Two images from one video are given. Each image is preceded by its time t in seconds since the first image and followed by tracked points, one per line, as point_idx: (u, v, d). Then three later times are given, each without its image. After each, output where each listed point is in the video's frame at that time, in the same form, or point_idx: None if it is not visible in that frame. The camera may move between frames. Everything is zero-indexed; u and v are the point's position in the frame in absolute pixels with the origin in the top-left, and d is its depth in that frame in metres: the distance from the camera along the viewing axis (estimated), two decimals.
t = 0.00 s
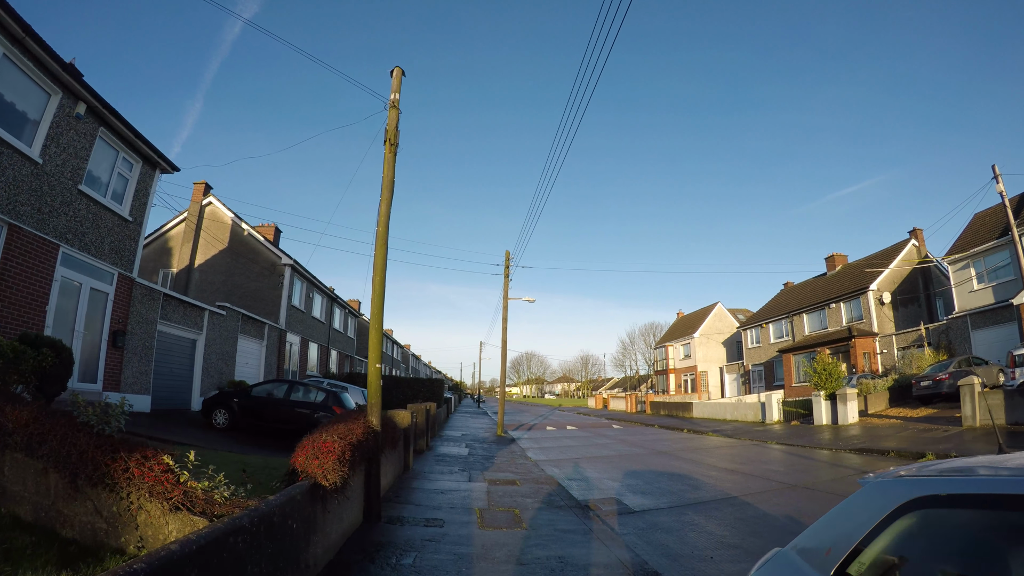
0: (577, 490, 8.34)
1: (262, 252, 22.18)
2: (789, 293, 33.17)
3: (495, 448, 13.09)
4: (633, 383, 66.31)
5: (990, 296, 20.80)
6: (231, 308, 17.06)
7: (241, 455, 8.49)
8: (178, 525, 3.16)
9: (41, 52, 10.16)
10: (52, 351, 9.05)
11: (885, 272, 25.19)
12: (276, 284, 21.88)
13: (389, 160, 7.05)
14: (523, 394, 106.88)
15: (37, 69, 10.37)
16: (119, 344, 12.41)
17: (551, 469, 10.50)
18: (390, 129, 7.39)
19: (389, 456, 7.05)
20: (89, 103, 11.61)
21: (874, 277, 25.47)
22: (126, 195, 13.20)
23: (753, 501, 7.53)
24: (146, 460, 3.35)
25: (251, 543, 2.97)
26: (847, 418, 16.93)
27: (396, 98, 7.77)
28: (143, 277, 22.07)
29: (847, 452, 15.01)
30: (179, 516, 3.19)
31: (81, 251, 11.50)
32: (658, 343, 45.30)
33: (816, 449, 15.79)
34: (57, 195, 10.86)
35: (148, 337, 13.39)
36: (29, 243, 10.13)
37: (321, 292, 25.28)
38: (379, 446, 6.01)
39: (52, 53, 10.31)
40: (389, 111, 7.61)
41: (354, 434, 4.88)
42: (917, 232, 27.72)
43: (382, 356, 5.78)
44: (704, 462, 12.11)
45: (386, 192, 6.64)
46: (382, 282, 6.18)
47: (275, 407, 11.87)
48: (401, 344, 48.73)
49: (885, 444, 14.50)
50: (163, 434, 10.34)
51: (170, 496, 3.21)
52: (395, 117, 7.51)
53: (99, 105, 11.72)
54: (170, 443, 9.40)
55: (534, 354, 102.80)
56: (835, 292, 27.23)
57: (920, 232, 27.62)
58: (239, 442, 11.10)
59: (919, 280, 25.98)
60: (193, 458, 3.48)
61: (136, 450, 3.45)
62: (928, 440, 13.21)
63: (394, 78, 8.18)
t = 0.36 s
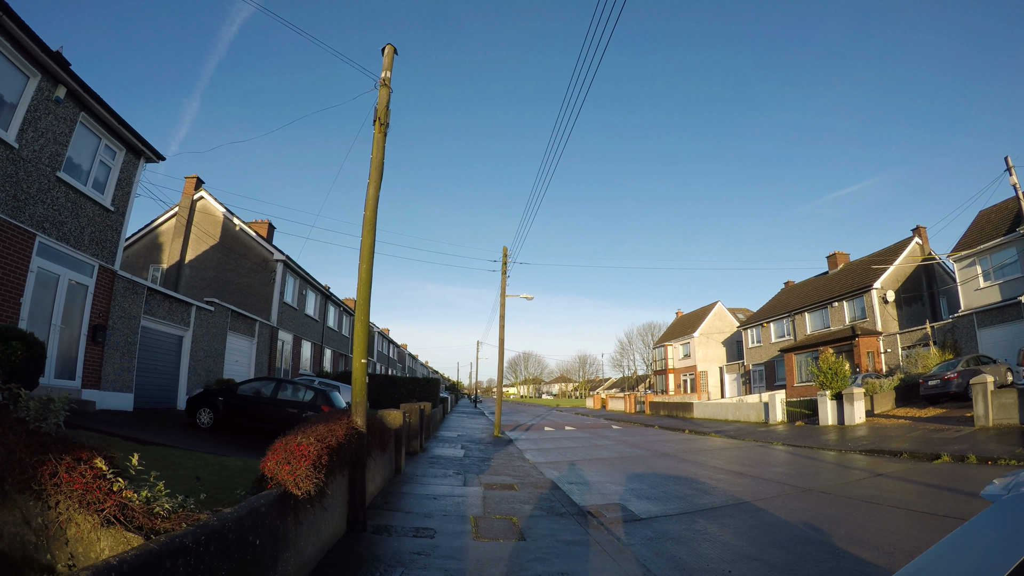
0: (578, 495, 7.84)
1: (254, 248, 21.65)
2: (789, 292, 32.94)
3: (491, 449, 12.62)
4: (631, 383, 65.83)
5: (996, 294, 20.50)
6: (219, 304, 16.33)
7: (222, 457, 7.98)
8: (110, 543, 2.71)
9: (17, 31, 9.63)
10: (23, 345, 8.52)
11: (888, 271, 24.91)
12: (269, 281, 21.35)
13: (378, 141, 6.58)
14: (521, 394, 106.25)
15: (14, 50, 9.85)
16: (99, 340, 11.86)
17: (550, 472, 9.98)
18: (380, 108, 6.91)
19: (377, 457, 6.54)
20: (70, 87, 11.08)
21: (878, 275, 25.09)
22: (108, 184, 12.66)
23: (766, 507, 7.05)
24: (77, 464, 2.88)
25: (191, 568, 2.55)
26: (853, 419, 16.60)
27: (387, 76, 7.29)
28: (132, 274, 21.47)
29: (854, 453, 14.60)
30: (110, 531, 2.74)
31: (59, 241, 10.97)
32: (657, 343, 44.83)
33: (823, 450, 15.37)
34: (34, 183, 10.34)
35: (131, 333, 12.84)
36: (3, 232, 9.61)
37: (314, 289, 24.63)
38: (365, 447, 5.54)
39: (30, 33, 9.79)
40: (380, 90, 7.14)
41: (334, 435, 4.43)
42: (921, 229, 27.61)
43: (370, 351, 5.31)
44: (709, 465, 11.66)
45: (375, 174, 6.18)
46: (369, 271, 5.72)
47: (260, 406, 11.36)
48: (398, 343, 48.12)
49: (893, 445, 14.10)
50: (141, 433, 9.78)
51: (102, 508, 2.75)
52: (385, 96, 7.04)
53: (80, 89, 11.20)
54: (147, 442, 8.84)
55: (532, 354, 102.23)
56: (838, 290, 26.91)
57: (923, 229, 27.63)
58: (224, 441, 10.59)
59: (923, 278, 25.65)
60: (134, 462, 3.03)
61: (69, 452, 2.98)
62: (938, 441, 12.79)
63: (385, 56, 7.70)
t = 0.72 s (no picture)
0: (569, 502, 7.41)
1: (239, 242, 20.61)
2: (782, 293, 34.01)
3: (478, 451, 12.14)
4: (621, 384, 65.57)
5: (992, 295, 21.13)
6: (199, 298, 15.22)
7: (189, 460, 7.41)
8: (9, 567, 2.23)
9: None
10: None
11: (884, 272, 26.19)
12: (252, 276, 20.19)
13: (359, 122, 6.13)
14: (511, 394, 105.96)
15: None
16: (70, 335, 11.14)
17: (540, 476, 9.56)
18: (363, 87, 6.44)
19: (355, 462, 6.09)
20: (42, 69, 10.49)
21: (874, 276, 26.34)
22: (82, 171, 12.03)
23: (770, 516, 6.72)
24: None
25: None
26: (851, 421, 16.74)
27: (370, 55, 6.82)
28: (113, 269, 20.72)
29: (853, 457, 14.65)
30: (12, 554, 2.25)
31: (28, 230, 10.36)
32: (648, 343, 44.65)
33: (819, 453, 15.55)
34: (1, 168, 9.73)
35: (106, 327, 12.04)
36: None
37: (300, 286, 23.63)
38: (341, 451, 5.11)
39: None
40: (363, 68, 6.68)
41: (302, 440, 4.01)
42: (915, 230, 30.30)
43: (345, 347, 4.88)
44: (706, 468, 11.42)
45: (355, 157, 5.73)
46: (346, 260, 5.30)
47: (241, 408, 10.78)
48: (387, 342, 47.52)
49: (892, 449, 13.93)
50: (110, 433, 8.97)
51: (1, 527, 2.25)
52: (368, 75, 6.58)
53: (54, 71, 10.61)
54: (113, 443, 8.10)
55: (521, 354, 101.72)
56: (832, 291, 28.02)
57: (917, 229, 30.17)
58: (200, 442, 9.98)
59: (918, 280, 27.25)
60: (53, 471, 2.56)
61: None
62: (939, 445, 12.58)
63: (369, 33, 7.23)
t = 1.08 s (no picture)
0: (569, 509, 6.91)
1: (227, 236, 19.24)
2: (780, 293, 34.23)
3: (473, 453, 11.64)
4: (618, 383, 65.07)
5: (997, 293, 20.87)
6: (185, 293, 14.32)
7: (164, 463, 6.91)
8: None
9: None
10: None
11: (886, 271, 26.14)
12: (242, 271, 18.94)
13: (342, 100, 5.66)
14: (507, 394, 105.46)
15: None
16: (46, 330, 10.31)
17: (537, 480, 9.07)
18: (347, 62, 5.94)
19: (338, 467, 5.60)
20: (17, 49, 9.89)
21: (876, 275, 26.24)
22: (60, 158, 11.45)
23: (787, 525, 6.32)
24: None
25: None
26: (857, 422, 16.62)
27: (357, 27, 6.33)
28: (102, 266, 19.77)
29: (860, 459, 14.29)
30: None
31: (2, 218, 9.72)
32: (645, 343, 44.20)
33: (824, 454, 15.34)
34: None
35: (84, 322, 11.16)
36: None
37: (291, 283, 22.41)
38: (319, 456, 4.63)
39: None
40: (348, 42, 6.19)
41: (268, 444, 3.55)
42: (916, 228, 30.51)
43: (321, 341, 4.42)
44: (710, 471, 11.02)
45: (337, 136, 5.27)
46: (325, 246, 4.86)
47: (224, 407, 10.27)
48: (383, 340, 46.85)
49: (900, 451, 13.59)
50: (84, 436, 8.29)
51: None
52: (354, 48, 6.08)
53: (29, 51, 10.03)
54: (85, 445, 7.46)
55: (517, 354, 101.13)
56: (833, 290, 27.96)
57: (920, 228, 30.51)
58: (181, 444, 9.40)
59: (920, 278, 27.11)
60: None
61: None
62: (950, 446, 12.24)
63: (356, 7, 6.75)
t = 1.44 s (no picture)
0: (575, 516, 6.45)
1: (222, 232, 18.71)
2: (785, 291, 33.91)
3: (473, 456, 11.16)
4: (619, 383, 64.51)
5: (1008, 290, 20.45)
6: (175, 290, 13.70)
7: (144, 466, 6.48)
8: None
9: None
10: None
11: (893, 268, 25.73)
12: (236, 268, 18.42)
13: (331, 74, 5.26)
14: (508, 394, 104.94)
15: None
16: (26, 325, 9.81)
17: (540, 484, 8.59)
18: (337, 34, 5.52)
19: (326, 472, 5.16)
20: None
21: (883, 272, 25.81)
22: (43, 146, 10.99)
23: (810, 533, 5.89)
24: None
25: None
26: (869, 421, 16.26)
27: None
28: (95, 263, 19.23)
29: (873, 460, 13.87)
30: None
31: None
32: (648, 342, 43.72)
33: (833, 455, 14.97)
34: None
35: (66, 318, 10.68)
36: None
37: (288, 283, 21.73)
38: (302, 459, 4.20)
39: None
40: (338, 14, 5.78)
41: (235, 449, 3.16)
42: (923, 225, 30.19)
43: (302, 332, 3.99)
44: (720, 474, 10.60)
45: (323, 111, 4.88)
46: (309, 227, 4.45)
47: (210, 407, 9.79)
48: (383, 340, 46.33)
49: (915, 452, 13.16)
50: (61, 436, 7.80)
51: None
52: (344, 19, 5.65)
53: (9, 33, 9.55)
54: (58, 446, 6.97)
55: (518, 354, 100.57)
56: (840, 288, 27.56)
57: (928, 226, 30.25)
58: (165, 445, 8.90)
59: (928, 275, 26.68)
60: None
61: None
62: (968, 447, 11.84)
63: None
